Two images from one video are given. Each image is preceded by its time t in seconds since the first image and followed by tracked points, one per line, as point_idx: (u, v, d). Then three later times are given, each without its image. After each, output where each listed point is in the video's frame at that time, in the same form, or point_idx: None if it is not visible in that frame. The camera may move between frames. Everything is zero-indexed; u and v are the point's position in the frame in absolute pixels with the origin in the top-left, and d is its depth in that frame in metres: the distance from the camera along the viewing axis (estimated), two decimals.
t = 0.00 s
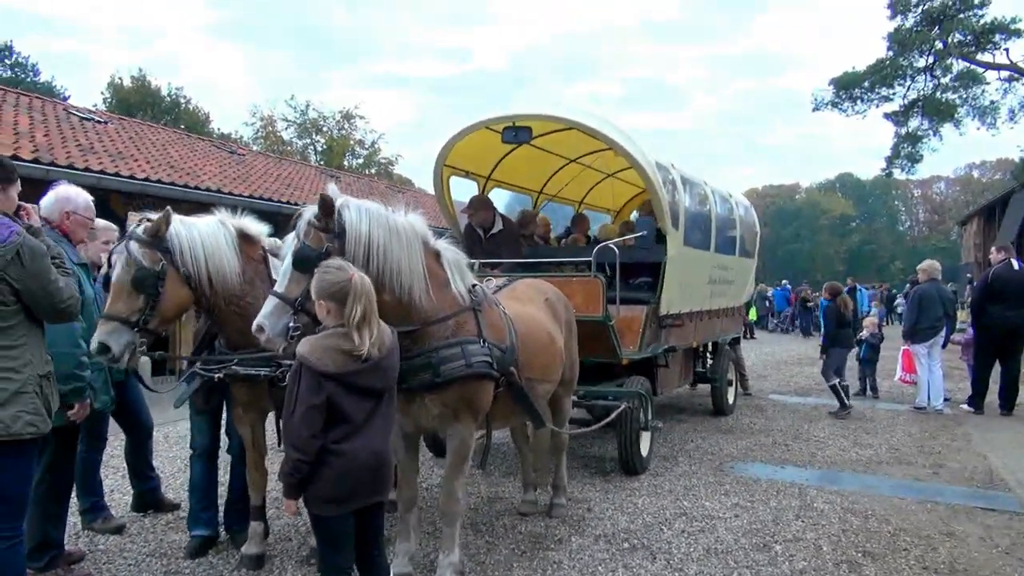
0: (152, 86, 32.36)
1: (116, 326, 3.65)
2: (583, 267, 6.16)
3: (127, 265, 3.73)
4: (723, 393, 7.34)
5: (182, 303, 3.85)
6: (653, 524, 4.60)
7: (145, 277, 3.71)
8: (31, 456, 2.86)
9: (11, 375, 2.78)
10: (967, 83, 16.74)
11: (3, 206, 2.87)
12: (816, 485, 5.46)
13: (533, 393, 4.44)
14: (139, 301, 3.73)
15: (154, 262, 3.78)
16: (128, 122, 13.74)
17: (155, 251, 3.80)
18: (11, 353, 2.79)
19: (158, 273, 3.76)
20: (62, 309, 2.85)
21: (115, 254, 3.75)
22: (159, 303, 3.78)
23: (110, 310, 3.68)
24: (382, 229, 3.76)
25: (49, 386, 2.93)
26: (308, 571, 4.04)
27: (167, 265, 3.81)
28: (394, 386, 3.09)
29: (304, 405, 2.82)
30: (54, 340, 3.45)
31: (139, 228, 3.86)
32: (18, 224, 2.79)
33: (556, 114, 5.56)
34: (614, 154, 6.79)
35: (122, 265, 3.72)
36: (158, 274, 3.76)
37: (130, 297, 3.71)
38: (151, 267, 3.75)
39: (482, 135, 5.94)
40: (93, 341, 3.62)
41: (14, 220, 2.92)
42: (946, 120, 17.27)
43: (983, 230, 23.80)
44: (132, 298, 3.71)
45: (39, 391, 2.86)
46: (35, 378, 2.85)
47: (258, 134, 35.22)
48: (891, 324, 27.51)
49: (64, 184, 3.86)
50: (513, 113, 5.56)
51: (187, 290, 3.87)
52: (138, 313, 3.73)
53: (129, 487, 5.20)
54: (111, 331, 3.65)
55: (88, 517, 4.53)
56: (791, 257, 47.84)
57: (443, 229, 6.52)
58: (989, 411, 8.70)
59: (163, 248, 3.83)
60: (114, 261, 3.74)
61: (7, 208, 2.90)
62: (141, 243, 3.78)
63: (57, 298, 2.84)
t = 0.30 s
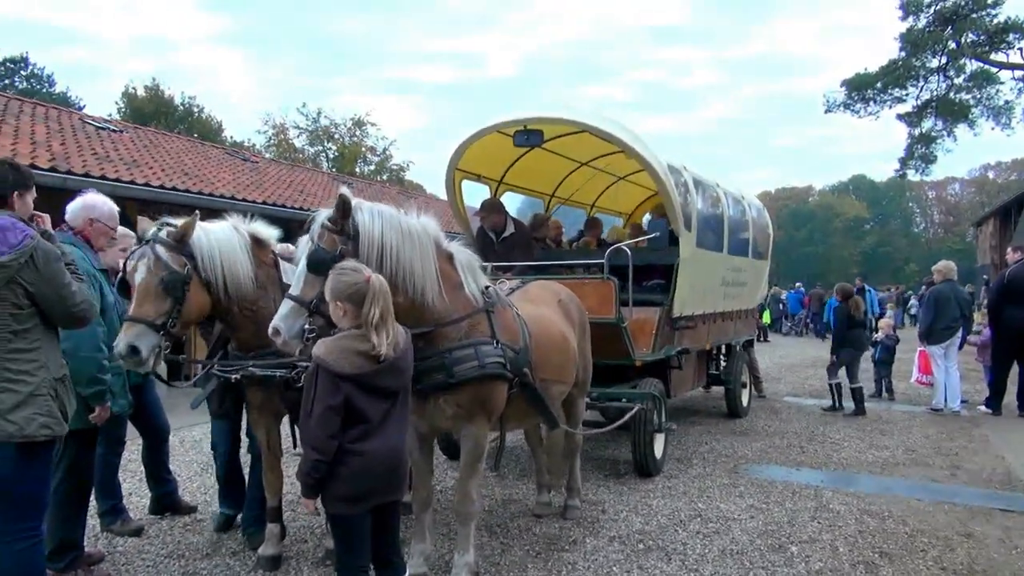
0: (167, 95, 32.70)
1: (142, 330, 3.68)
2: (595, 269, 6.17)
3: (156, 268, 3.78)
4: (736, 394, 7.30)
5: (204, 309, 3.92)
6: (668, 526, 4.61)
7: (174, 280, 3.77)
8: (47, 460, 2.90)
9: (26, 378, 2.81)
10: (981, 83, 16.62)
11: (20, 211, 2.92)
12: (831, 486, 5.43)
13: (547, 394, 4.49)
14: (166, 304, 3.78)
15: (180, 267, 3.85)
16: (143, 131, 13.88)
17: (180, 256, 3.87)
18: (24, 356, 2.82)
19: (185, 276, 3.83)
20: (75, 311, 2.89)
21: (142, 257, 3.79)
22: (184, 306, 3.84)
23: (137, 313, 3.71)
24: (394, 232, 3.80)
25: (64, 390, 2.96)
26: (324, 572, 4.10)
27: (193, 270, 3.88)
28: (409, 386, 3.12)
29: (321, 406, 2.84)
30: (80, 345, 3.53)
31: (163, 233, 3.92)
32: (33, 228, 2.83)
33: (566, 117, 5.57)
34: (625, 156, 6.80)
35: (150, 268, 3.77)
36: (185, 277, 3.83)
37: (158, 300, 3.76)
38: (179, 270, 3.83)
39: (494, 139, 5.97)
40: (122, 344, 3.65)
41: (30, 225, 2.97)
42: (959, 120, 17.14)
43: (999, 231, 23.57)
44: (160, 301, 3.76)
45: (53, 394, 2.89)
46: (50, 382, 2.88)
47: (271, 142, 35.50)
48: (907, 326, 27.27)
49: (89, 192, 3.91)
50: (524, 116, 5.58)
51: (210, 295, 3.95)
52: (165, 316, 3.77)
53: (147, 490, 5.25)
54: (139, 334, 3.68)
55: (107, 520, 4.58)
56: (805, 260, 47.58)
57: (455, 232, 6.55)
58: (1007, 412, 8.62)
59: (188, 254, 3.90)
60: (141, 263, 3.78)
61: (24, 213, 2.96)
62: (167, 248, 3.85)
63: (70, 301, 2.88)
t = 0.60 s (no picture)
0: (179, 89, 32.84)
1: (165, 323, 3.72)
2: (607, 261, 6.16)
3: (178, 261, 3.82)
4: (748, 387, 7.28)
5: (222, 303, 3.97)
6: (680, 517, 4.70)
7: (196, 274, 3.81)
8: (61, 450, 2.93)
9: (38, 368, 2.83)
10: (997, 73, 16.44)
11: (33, 204, 2.95)
12: (844, 479, 5.43)
13: (558, 385, 4.50)
14: (187, 298, 3.82)
15: (202, 260, 3.90)
16: (155, 124, 13.94)
17: (201, 249, 3.92)
18: (36, 347, 2.84)
19: (206, 269, 3.87)
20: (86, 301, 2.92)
21: (164, 250, 3.83)
22: (205, 300, 3.88)
23: (159, 306, 3.75)
24: (406, 225, 3.82)
25: (75, 379, 2.99)
26: (338, 562, 4.16)
27: (213, 264, 3.93)
28: (423, 377, 3.13)
29: (335, 398, 2.87)
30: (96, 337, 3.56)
31: (183, 226, 3.97)
32: (44, 220, 2.86)
33: (578, 109, 5.56)
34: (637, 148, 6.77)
35: (172, 261, 3.81)
36: (206, 270, 3.87)
37: (180, 293, 3.79)
38: (200, 264, 3.87)
39: (505, 131, 5.96)
40: (145, 337, 3.67)
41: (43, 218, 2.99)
42: (975, 111, 16.96)
43: (1015, 223, 23.34)
44: (182, 295, 3.80)
45: (65, 384, 2.91)
46: (61, 372, 2.91)
47: (282, 135, 35.61)
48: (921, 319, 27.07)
49: (104, 183, 3.94)
50: (535, 108, 5.57)
51: (228, 289, 4.00)
52: (186, 310, 3.82)
53: (162, 480, 5.31)
54: (162, 327, 3.71)
55: (123, 509, 4.64)
56: (817, 252, 47.29)
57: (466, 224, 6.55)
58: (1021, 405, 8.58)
59: (208, 247, 3.95)
60: (163, 256, 3.82)
61: (36, 206, 2.98)
62: (189, 240, 3.90)
63: (80, 291, 2.90)
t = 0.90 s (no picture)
0: (192, 84, 33.00)
1: (183, 319, 3.74)
2: (618, 258, 6.15)
3: (196, 257, 3.84)
4: (759, 385, 7.25)
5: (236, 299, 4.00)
6: (689, 514, 4.76)
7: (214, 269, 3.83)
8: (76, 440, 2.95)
9: (47, 361, 2.84)
10: (1014, 71, 16.27)
11: (42, 196, 2.99)
12: (855, 479, 5.43)
13: (567, 381, 4.51)
14: (204, 294, 3.84)
15: (218, 255, 3.93)
16: (168, 119, 14.00)
17: (217, 245, 3.95)
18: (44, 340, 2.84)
19: (222, 265, 3.89)
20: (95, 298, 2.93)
21: (182, 245, 3.85)
22: (221, 295, 3.90)
23: (177, 302, 3.76)
24: (416, 221, 3.83)
25: (84, 373, 2.99)
26: (347, 556, 4.22)
27: (229, 260, 3.96)
28: (433, 372, 3.14)
29: (343, 393, 2.90)
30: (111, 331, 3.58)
31: (199, 222, 3.99)
32: (54, 213, 2.89)
33: (590, 105, 5.54)
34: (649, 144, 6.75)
35: (189, 256, 3.83)
36: (222, 266, 3.89)
37: (197, 289, 3.81)
38: (217, 259, 3.89)
39: (516, 127, 5.95)
40: (164, 333, 3.69)
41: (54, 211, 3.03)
42: (991, 108, 16.79)
43: None
44: (199, 290, 3.81)
45: (73, 377, 2.92)
46: (70, 366, 2.91)
47: (294, 130, 35.72)
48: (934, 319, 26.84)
49: (116, 177, 3.96)
50: (547, 104, 5.56)
51: (242, 285, 4.03)
52: (203, 305, 3.83)
53: (173, 473, 5.34)
54: (180, 323, 3.73)
55: (135, 501, 4.68)
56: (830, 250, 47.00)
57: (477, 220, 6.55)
58: None
59: (224, 243, 3.98)
60: (181, 251, 3.84)
61: (46, 200, 3.03)
62: (206, 236, 3.93)
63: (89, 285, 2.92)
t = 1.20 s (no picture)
0: (205, 78, 33.12)
1: (199, 312, 3.77)
2: (629, 252, 6.12)
3: (212, 250, 3.87)
4: (771, 380, 7.21)
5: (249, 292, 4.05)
6: (700, 509, 4.88)
7: (229, 262, 3.88)
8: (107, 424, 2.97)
9: (63, 355, 2.81)
10: None
11: (54, 186, 2.98)
12: (867, 474, 5.46)
13: (578, 375, 4.52)
14: (219, 287, 3.88)
15: (233, 249, 3.97)
16: (181, 112, 14.06)
17: (232, 239, 3.99)
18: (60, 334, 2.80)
19: (237, 258, 3.94)
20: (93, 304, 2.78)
21: (198, 238, 3.88)
22: (235, 289, 3.95)
23: (193, 295, 3.80)
24: (425, 215, 3.83)
25: (102, 369, 2.95)
26: (357, 547, 4.34)
27: (244, 253, 4.00)
28: (443, 365, 3.13)
29: (353, 385, 2.93)
30: (128, 323, 3.62)
31: (214, 215, 4.02)
32: (72, 206, 2.83)
33: (602, 98, 5.52)
34: (661, 138, 6.72)
35: (206, 249, 3.86)
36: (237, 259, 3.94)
37: (212, 282, 3.85)
38: (232, 252, 3.94)
39: (528, 120, 5.93)
40: (179, 326, 3.72)
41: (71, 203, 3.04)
42: (1008, 102, 16.59)
43: None
44: (214, 284, 3.85)
45: (90, 373, 2.88)
46: (86, 361, 2.87)
47: (306, 124, 35.82)
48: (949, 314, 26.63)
49: (133, 169, 3.96)
50: (559, 97, 5.53)
51: (255, 279, 4.08)
52: (218, 299, 3.87)
53: (186, 464, 5.39)
54: (196, 316, 3.76)
55: (147, 492, 4.73)
56: (843, 245, 46.70)
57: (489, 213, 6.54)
58: None
59: (239, 237, 4.03)
60: (197, 244, 3.87)
61: (61, 190, 3.01)
62: (221, 230, 3.97)
63: (92, 284, 2.78)
